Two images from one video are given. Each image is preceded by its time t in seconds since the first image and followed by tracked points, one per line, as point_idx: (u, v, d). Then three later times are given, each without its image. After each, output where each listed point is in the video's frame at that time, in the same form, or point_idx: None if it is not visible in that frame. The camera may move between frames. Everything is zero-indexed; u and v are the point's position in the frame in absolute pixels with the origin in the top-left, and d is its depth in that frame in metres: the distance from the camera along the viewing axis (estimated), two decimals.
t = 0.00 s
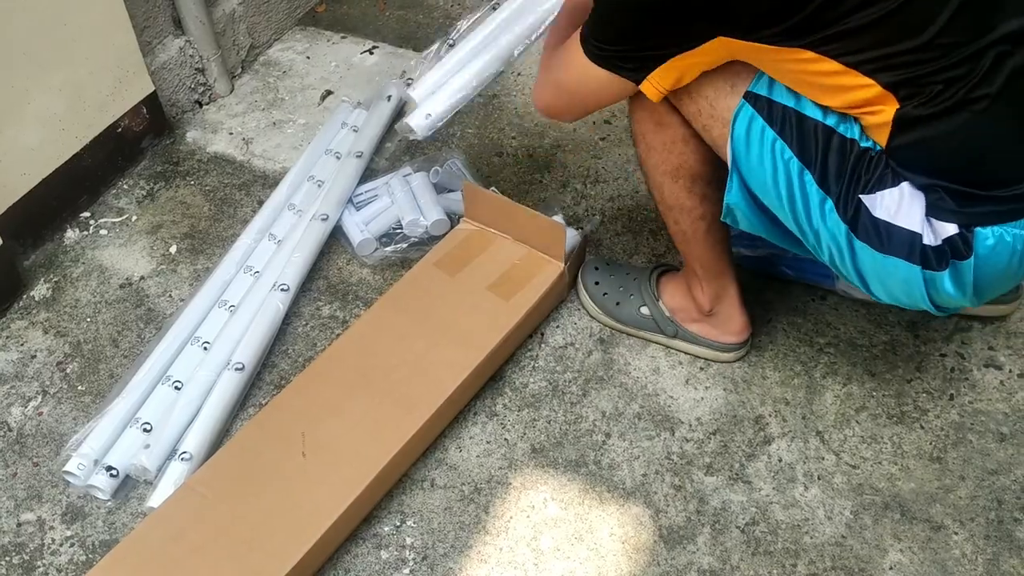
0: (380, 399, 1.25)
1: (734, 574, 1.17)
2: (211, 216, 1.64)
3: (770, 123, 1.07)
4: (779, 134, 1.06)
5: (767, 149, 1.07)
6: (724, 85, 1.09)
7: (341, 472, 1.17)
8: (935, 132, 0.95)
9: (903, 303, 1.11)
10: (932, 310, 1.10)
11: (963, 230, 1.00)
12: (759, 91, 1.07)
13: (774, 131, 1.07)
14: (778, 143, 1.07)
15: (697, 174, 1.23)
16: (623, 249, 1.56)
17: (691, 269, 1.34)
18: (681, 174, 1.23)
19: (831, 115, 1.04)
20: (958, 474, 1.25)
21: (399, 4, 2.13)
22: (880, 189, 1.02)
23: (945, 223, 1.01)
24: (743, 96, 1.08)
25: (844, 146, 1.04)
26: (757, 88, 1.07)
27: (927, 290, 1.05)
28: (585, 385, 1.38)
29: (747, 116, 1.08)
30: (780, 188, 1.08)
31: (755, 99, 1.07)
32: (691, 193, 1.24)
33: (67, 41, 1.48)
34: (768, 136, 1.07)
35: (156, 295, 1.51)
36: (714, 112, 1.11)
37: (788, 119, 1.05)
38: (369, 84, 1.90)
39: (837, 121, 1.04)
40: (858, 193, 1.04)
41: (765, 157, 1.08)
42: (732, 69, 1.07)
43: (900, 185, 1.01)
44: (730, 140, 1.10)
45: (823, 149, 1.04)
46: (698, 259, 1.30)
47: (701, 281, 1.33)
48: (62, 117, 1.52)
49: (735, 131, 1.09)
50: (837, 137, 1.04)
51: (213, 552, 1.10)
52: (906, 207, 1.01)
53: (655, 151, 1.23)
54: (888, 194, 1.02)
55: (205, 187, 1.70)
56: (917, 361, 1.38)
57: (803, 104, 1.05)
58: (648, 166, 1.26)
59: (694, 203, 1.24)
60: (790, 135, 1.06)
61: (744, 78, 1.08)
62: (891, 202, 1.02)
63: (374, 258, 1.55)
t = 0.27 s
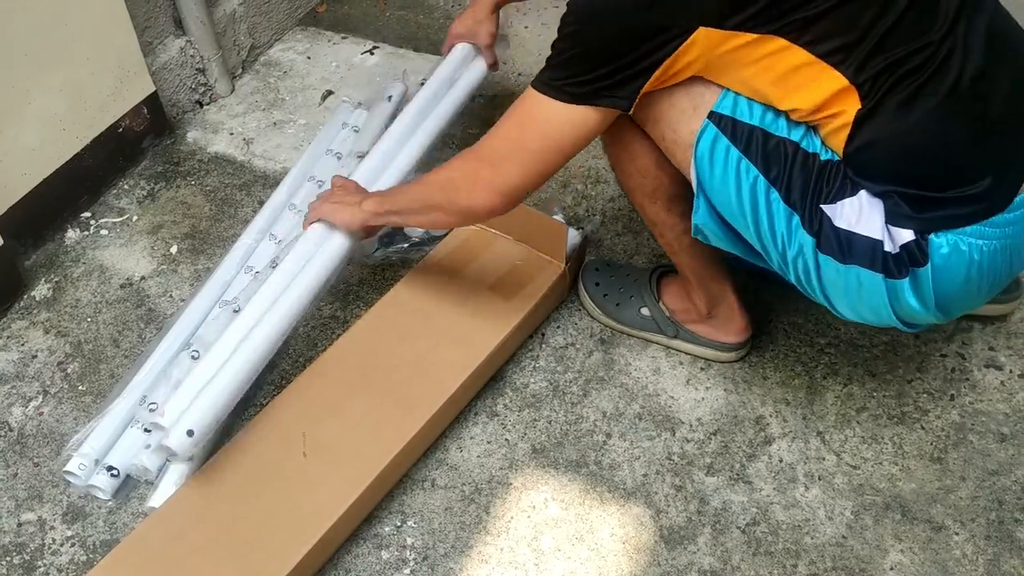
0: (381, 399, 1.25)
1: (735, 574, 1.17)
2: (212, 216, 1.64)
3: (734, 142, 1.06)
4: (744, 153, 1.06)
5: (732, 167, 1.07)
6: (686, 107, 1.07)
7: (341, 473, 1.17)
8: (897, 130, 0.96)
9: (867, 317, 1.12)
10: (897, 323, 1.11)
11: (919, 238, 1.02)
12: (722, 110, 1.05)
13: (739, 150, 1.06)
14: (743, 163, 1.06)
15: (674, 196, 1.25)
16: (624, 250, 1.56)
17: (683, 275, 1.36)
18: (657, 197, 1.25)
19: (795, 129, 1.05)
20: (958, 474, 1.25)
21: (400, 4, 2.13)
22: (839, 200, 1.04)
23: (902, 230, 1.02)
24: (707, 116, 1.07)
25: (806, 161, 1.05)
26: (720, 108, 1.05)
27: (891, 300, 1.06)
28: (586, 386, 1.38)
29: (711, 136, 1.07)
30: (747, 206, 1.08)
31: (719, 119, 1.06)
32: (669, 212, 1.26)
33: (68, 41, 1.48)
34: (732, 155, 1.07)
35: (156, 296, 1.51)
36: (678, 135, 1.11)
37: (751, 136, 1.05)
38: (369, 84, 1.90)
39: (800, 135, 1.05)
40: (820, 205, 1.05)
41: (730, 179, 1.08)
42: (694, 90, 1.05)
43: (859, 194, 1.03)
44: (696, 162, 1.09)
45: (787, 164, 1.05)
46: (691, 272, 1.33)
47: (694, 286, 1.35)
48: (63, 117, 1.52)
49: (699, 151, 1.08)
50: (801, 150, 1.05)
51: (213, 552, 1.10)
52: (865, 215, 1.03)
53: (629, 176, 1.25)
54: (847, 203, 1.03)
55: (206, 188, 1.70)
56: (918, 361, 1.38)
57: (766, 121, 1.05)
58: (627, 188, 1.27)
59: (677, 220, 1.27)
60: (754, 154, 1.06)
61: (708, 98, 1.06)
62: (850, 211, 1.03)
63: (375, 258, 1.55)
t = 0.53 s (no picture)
0: (381, 399, 1.25)
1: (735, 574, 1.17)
2: (212, 216, 1.64)
3: (665, 144, 1.06)
4: (673, 155, 1.07)
5: (664, 171, 1.08)
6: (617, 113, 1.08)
7: (340, 472, 1.17)
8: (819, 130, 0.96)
9: (804, 313, 1.14)
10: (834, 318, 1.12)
11: (843, 235, 1.02)
12: (651, 113, 1.06)
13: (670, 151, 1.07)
14: (674, 165, 1.07)
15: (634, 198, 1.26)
16: (623, 250, 1.56)
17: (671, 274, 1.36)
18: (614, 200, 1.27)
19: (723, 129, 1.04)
20: (958, 474, 1.25)
21: (399, 3, 2.13)
22: (769, 198, 1.03)
23: (826, 228, 1.02)
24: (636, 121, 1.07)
25: (734, 160, 1.04)
26: (649, 112, 1.06)
27: (822, 297, 1.07)
28: (586, 385, 1.38)
29: (641, 141, 1.08)
30: (684, 209, 1.09)
31: (648, 123, 1.06)
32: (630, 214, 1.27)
33: (68, 41, 1.48)
34: (663, 158, 1.07)
35: (155, 295, 1.51)
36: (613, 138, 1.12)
37: (680, 138, 1.05)
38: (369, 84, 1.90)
39: (729, 135, 1.04)
40: (749, 205, 1.04)
41: (665, 180, 1.08)
42: (622, 94, 1.06)
43: (786, 193, 1.03)
44: (632, 166, 1.10)
45: (716, 164, 1.05)
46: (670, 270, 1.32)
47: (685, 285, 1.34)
48: (63, 116, 1.52)
49: (632, 154, 1.09)
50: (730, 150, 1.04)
51: (213, 551, 1.10)
52: (792, 212, 1.03)
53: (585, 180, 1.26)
54: (776, 201, 1.03)
55: (206, 187, 1.70)
56: (917, 361, 1.38)
57: (693, 122, 1.05)
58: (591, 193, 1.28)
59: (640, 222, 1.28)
60: (683, 155, 1.06)
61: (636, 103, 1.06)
62: (779, 209, 1.03)
63: (376, 258, 1.56)
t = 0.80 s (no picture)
0: (381, 399, 1.25)
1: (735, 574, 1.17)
2: (211, 216, 1.64)
3: (694, 140, 1.05)
4: (705, 151, 1.05)
5: (695, 167, 1.06)
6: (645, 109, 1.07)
7: (341, 473, 1.17)
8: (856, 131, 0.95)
9: (834, 309, 1.12)
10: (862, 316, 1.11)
11: (880, 232, 1.01)
12: (681, 109, 1.04)
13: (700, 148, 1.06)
14: (704, 161, 1.06)
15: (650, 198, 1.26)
16: (623, 250, 1.56)
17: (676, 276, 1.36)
18: (632, 201, 1.27)
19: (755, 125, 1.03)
20: (958, 474, 1.25)
21: (399, 4, 2.13)
22: (803, 195, 1.02)
23: (863, 225, 1.01)
24: (665, 116, 1.06)
25: (767, 156, 1.03)
26: (678, 107, 1.05)
27: (857, 296, 1.06)
28: (585, 386, 1.38)
29: (671, 136, 1.06)
30: (711, 204, 1.08)
31: (678, 118, 1.05)
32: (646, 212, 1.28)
33: (67, 41, 1.48)
34: (692, 153, 1.06)
35: (154, 296, 1.50)
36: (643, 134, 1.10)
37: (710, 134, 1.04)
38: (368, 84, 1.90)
39: (759, 132, 1.03)
40: (784, 202, 1.03)
41: (694, 175, 1.07)
42: (651, 91, 1.05)
43: (820, 189, 1.02)
44: (660, 163, 1.09)
45: (744, 163, 1.04)
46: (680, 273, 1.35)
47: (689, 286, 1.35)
48: (62, 116, 1.52)
49: (661, 150, 1.08)
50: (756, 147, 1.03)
51: (213, 552, 1.10)
52: (827, 211, 1.01)
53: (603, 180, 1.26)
54: (810, 199, 1.02)
55: (205, 187, 1.70)
56: (917, 362, 1.38)
57: (724, 118, 1.04)
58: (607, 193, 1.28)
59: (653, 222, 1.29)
60: (713, 151, 1.05)
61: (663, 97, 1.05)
62: (813, 207, 1.02)
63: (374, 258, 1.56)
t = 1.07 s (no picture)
0: (379, 398, 1.25)
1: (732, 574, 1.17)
2: (211, 217, 1.64)
3: (824, 136, 1.05)
4: (832, 147, 1.05)
5: (819, 164, 1.06)
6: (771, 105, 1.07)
7: (339, 471, 1.17)
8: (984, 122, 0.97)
9: (951, 310, 1.08)
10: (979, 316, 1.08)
11: (1016, 229, 1.00)
12: (812, 103, 1.05)
13: (828, 145, 1.05)
14: (831, 157, 1.05)
15: (727, 193, 1.27)
16: (623, 250, 1.56)
17: (696, 272, 1.35)
18: (711, 194, 1.27)
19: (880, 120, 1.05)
20: (957, 474, 1.25)
21: (398, 4, 2.14)
22: (931, 194, 1.03)
23: (999, 222, 1.00)
24: (795, 110, 1.06)
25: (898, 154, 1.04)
26: (810, 100, 1.05)
27: (979, 298, 1.04)
28: (584, 386, 1.38)
29: (800, 130, 1.06)
30: (830, 204, 1.07)
31: (809, 112, 1.05)
32: (719, 210, 1.28)
33: (67, 42, 1.48)
34: (821, 150, 1.05)
35: (154, 296, 1.51)
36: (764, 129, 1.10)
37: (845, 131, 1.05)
38: (368, 84, 1.90)
39: (890, 128, 1.06)
40: (915, 199, 1.03)
41: (815, 173, 1.06)
42: (784, 85, 1.06)
43: (953, 188, 1.02)
44: (781, 161, 1.08)
45: (877, 159, 1.04)
46: (709, 267, 1.34)
47: (705, 285, 1.34)
48: (62, 117, 1.52)
49: (785, 143, 1.07)
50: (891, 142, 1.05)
51: (212, 552, 1.10)
52: (961, 211, 1.01)
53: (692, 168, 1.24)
54: (944, 197, 1.02)
55: (205, 188, 1.70)
56: (916, 361, 1.38)
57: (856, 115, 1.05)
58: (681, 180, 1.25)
59: (720, 219, 1.29)
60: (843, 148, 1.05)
61: (798, 92, 1.06)
62: (943, 206, 1.02)
63: (374, 259, 1.56)
